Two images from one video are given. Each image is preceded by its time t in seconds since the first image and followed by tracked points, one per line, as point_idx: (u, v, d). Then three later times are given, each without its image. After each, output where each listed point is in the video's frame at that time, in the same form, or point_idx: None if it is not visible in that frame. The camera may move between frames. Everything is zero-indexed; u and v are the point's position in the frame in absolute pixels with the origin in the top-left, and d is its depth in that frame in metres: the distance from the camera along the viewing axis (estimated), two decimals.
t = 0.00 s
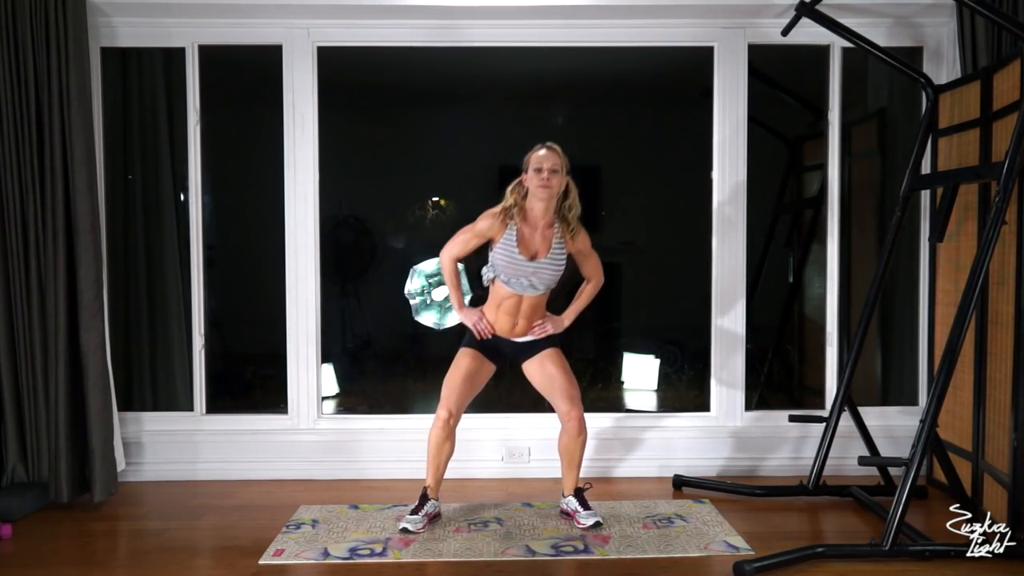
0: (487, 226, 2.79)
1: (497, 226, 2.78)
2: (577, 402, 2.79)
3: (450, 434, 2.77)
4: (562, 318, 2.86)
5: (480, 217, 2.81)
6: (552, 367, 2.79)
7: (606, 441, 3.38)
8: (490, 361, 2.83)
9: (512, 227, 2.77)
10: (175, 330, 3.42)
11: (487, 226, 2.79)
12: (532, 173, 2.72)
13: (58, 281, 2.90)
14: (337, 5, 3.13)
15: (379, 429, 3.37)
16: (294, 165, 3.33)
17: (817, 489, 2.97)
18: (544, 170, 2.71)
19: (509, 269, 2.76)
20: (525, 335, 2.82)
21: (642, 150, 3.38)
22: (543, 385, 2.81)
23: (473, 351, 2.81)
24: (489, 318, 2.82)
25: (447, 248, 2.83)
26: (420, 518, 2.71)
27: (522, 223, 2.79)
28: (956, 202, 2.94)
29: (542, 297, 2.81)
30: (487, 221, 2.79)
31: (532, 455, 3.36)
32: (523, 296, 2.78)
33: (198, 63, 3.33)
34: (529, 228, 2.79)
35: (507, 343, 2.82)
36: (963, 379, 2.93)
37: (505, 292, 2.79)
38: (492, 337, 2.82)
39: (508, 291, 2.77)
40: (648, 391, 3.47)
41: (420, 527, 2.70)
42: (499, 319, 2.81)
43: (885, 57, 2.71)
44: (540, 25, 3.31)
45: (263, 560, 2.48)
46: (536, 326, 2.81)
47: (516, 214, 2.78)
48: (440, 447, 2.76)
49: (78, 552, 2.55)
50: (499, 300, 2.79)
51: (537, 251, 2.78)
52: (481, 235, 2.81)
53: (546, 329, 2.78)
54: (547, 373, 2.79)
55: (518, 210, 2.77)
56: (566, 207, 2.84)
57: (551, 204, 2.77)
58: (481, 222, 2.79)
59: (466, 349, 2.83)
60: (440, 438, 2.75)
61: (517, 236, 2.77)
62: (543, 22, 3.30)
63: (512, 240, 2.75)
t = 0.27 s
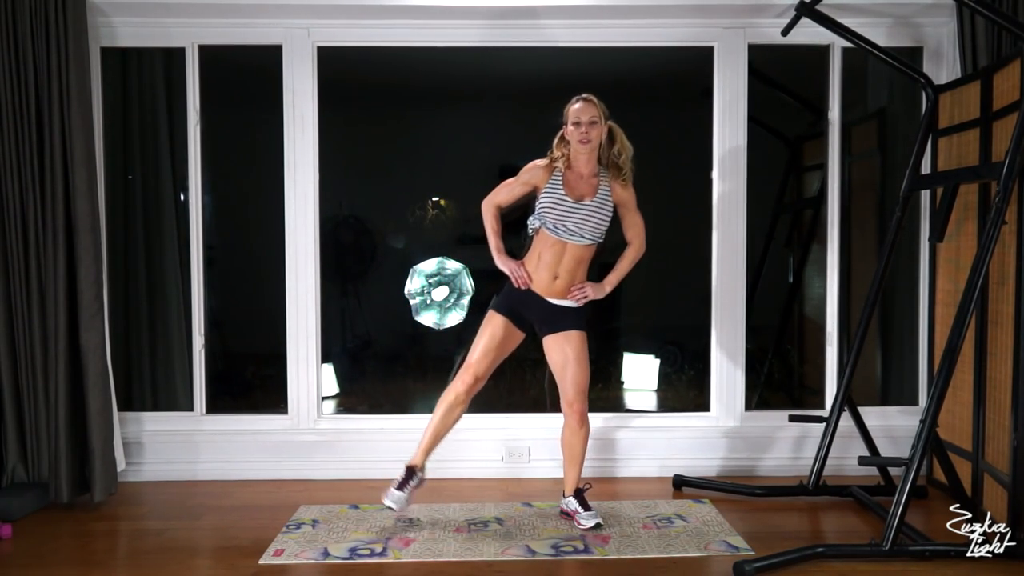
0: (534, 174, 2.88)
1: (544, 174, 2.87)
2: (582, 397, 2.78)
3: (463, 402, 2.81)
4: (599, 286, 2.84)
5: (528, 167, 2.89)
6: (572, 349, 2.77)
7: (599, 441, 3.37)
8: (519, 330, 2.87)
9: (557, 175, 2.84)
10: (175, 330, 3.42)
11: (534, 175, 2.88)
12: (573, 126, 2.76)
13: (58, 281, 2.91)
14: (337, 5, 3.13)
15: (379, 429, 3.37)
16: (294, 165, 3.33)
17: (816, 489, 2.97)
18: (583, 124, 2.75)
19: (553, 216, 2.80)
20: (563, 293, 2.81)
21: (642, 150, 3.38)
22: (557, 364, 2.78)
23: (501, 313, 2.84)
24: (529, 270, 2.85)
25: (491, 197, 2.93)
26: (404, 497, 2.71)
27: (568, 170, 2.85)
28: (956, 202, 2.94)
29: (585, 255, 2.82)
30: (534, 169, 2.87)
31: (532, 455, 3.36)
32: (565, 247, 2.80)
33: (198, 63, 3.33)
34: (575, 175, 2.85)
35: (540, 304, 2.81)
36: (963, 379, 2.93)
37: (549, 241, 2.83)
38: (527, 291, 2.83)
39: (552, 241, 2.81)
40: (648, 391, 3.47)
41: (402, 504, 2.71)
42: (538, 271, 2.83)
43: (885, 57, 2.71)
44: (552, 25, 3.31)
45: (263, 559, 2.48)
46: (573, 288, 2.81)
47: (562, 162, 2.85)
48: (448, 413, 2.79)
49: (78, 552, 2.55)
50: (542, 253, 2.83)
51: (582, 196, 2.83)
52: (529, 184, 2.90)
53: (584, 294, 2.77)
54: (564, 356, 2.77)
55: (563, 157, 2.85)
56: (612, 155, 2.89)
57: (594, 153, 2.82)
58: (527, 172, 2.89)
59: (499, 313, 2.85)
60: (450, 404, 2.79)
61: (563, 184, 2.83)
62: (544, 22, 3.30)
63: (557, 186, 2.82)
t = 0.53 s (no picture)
0: (554, 168, 2.86)
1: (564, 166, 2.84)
2: (585, 396, 2.82)
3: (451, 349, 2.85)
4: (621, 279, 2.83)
5: (547, 162, 2.87)
6: (579, 345, 2.80)
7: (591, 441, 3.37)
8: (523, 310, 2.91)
9: (576, 168, 2.82)
10: (175, 330, 3.43)
11: (553, 168, 2.86)
12: (587, 117, 2.75)
13: (58, 281, 2.91)
14: (337, 5, 3.13)
15: (379, 429, 3.37)
16: (294, 165, 3.33)
17: (817, 489, 2.97)
18: (599, 114, 2.73)
19: (575, 206, 2.78)
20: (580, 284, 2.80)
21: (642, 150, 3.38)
22: (562, 359, 2.81)
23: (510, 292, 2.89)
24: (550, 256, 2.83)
25: (512, 190, 2.89)
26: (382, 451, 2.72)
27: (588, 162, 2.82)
28: (956, 202, 2.94)
29: (604, 247, 2.81)
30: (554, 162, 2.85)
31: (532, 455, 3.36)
32: (587, 236, 2.80)
33: (198, 64, 3.33)
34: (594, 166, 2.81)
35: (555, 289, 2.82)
36: (963, 379, 2.93)
37: (570, 233, 2.81)
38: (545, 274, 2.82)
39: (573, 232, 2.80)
40: (648, 391, 3.48)
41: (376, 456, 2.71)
42: (558, 260, 2.82)
43: (885, 57, 2.70)
44: (552, 25, 3.31)
45: (263, 559, 2.48)
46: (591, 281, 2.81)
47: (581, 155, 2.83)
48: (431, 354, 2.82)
49: (78, 552, 2.55)
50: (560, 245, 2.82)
51: (602, 185, 2.79)
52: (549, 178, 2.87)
53: (602, 288, 2.76)
54: (570, 350, 2.80)
55: (582, 150, 2.82)
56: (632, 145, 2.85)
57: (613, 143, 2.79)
58: (546, 166, 2.87)
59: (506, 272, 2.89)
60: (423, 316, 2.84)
61: (582, 175, 2.80)
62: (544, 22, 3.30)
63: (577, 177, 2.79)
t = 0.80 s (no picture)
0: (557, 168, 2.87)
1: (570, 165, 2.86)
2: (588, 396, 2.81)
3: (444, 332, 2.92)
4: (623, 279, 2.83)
5: (552, 161, 2.90)
6: (580, 344, 2.79)
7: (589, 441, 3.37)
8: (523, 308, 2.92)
9: (581, 167, 2.83)
10: (175, 330, 3.43)
11: (558, 168, 2.86)
12: (593, 118, 2.78)
13: (58, 281, 2.91)
14: (337, 5, 3.13)
15: (379, 429, 3.37)
16: (294, 165, 3.33)
17: (817, 489, 2.97)
18: (606, 114, 2.76)
19: (578, 207, 2.80)
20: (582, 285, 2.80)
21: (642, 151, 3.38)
22: (564, 358, 2.81)
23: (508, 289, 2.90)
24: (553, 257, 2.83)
25: (517, 187, 2.91)
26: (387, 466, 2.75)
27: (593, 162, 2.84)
28: (956, 202, 2.94)
29: (609, 249, 2.82)
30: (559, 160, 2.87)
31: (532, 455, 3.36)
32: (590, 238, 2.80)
33: (198, 64, 3.33)
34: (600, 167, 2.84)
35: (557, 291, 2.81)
36: (963, 379, 2.93)
37: (573, 233, 2.82)
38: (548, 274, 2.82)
39: (577, 231, 2.81)
40: (648, 391, 3.48)
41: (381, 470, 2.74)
42: (561, 260, 2.82)
43: (885, 57, 2.70)
44: (553, 25, 3.31)
45: (263, 559, 2.48)
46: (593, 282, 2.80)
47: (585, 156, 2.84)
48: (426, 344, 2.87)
49: (78, 552, 2.55)
50: (563, 244, 2.83)
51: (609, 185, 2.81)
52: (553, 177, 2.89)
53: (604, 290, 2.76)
54: (571, 349, 2.79)
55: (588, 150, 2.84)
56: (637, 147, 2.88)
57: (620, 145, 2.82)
58: (550, 165, 2.87)
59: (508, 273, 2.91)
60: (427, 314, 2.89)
61: (587, 174, 2.81)
62: (545, 22, 3.30)
63: (583, 176, 2.81)
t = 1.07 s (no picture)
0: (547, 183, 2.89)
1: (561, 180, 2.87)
2: (595, 403, 2.80)
3: (466, 391, 2.83)
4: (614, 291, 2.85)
5: (543, 174, 2.91)
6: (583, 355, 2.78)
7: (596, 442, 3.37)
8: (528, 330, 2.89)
9: (571, 182, 2.85)
10: (175, 330, 3.43)
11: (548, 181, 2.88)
12: (588, 132, 2.80)
13: (58, 281, 2.91)
14: (337, 5, 3.13)
15: (379, 429, 3.37)
16: (294, 165, 3.34)
17: (816, 489, 2.97)
18: (600, 129, 2.78)
19: (567, 223, 2.81)
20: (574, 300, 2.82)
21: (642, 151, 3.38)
22: (569, 369, 2.80)
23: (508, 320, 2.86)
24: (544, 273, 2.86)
25: (507, 200, 2.94)
26: (402, 484, 2.74)
27: (584, 177, 2.86)
28: (956, 202, 2.94)
29: (599, 261, 2.84)
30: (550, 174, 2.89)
31: (532, 455, 3.36)
32: (579, 254, 2.81)
33: (198, 64, 3.34)
34: (591, 182, 2.85)
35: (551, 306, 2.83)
36: (963, 379, 2.93)
37: (563, 247, 2.83)
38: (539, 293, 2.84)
39: (566, 246, 2.82)
40: (648, 391, 3.47)
41: (401, 492, 2.74)
42: (552, 275, 2.84)
43: (885, 57, 2.71)
44: (553, 26, 3.31)
45: (263, 559, 2.48)
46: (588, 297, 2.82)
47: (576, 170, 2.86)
48: (447, 408, 2.82)
49: (78, 552, 2.55)
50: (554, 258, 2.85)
51: (599, 202, 2.83)
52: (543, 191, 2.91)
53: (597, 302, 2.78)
54: (578, 362, 2.79)
55: (579, 164, 2.86)
56: (630, 163, 2.90)
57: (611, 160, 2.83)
58: (542, 177, 2.89)
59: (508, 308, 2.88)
60: (454, 396, 2.81)
61: (578, 189, 2.83)
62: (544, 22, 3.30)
63: (573, 191, 2.82)
